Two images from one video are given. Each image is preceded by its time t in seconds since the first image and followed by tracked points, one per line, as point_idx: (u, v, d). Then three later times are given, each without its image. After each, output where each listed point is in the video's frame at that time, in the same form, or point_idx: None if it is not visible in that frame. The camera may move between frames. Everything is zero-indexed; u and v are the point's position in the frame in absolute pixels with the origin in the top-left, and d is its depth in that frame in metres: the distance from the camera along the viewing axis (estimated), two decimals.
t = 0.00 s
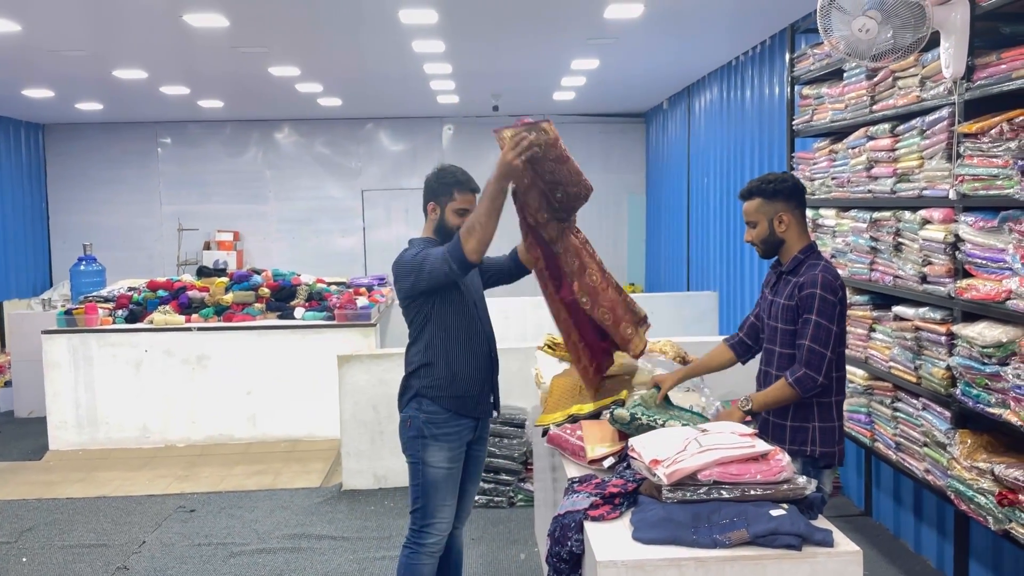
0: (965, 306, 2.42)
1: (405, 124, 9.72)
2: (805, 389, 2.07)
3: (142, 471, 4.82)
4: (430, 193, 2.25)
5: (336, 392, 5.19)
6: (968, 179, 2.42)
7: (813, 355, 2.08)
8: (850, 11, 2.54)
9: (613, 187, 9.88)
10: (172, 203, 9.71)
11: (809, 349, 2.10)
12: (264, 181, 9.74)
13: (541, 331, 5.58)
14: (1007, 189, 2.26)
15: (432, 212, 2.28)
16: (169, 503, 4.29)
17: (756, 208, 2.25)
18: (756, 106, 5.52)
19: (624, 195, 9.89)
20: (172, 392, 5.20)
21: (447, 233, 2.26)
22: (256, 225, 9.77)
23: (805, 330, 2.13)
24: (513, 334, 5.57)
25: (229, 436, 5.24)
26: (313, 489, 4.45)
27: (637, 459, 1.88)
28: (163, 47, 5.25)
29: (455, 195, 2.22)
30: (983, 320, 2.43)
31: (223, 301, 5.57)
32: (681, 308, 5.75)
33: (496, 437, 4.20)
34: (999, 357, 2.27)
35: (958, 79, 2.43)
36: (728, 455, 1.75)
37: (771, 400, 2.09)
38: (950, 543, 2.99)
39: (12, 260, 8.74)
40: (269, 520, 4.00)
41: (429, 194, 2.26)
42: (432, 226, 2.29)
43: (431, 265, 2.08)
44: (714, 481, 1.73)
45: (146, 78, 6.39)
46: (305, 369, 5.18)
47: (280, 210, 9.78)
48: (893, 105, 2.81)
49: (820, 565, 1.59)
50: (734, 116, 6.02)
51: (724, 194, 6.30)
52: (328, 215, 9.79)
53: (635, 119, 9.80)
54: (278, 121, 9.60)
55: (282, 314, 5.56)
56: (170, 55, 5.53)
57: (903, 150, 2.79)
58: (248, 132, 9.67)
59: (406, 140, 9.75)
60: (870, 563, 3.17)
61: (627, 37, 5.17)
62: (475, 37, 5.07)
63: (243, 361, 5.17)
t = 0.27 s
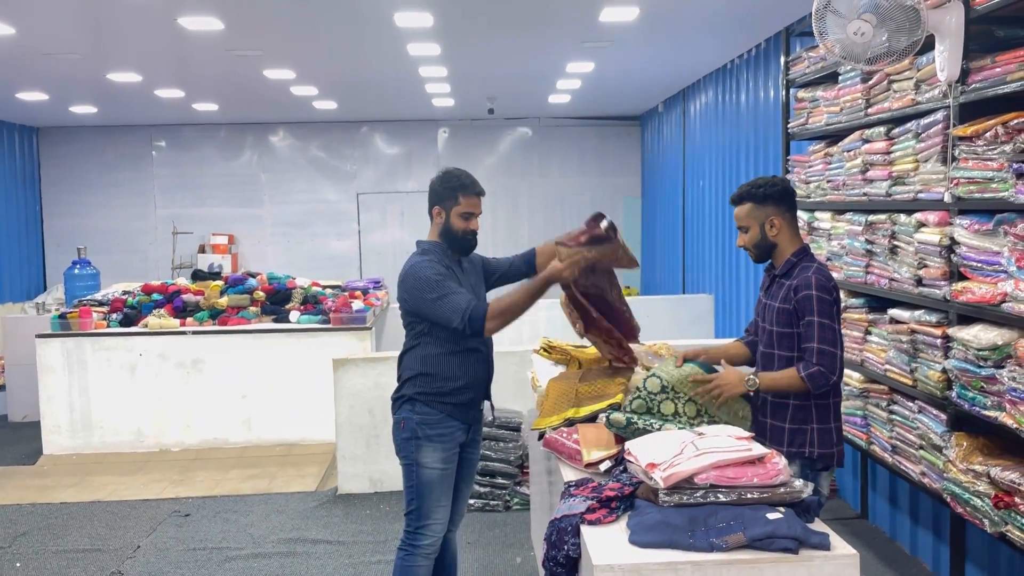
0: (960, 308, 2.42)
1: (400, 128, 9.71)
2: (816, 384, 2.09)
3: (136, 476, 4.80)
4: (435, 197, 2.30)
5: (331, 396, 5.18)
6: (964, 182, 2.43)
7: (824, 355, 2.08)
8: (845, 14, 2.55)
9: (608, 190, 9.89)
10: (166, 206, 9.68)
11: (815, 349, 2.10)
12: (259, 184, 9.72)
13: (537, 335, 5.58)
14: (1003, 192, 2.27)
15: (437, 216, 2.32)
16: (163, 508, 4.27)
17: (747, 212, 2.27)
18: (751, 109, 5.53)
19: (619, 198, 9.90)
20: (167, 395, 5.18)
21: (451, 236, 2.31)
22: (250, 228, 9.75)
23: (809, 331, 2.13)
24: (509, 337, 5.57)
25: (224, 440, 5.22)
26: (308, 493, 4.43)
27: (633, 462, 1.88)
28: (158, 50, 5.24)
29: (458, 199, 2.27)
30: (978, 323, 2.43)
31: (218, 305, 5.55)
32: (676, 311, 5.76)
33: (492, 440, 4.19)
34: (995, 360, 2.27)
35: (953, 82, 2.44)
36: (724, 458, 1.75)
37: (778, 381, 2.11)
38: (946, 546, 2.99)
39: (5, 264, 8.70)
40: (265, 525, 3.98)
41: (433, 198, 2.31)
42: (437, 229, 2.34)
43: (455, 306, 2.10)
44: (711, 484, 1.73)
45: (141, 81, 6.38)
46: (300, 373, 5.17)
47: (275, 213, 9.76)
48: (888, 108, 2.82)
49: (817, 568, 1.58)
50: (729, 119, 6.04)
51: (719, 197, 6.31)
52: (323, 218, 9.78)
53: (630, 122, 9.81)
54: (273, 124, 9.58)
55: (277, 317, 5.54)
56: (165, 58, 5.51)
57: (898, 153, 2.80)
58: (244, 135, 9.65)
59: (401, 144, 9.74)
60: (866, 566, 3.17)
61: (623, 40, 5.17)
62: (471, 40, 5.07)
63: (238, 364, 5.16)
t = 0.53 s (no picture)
0: (957, 312, 2.42)
1: (396, 132, 9.71)
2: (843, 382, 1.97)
3: (130, 481, 4.77)
4: (457, 206, 2.30)
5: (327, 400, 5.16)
6: (960, 185, 2.43)
7: (845, 354, 1.98)
8: (841, 18, 2.54)
9: (605, 193, 9.89)
10: (162, 210, 9.66)
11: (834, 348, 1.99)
12: (255, 188, 9.71)
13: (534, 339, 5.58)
14: (999, 196, 2.27)
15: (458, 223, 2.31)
16: (158, 513, 4.25)
17: (739, 218, 2.18)
18: (747, 113, 5.54)
19: (616, 201, 9.90)
20: (162, 400, 5.16)
21: (471, 244, 2.29)
22: (246, 232, 9.73)
23: (823, 331, 2.02)
24: (506, 341, 5.56)
25: (219, 444, 5.20)
26: (304, 498, 4.41)
27: (630, 467, 1.87)
28: (154, 54, 5.23)
29: (479, 208, 2.27)
30: (975, 327, 2.43)
31: (213, 309, 5.53)
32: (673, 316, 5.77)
33: (488, 445, 4.18)
34: (992, 364, 2.27)
35: (949, 86, 2.44)
36: (722, 463, 1.74)
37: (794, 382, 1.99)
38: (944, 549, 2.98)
39: None
40: (260, 530, 3.96)
41: (455, 206, 2.31)
42: (457, 236, 2.33)
43: (466, 335, 2.16)
44: (708, 489, 1.72)
45: (136, 85, 6.37)
46: (296, 377, 5.15)
47: (271, 217, 9.74)
48: (885, 112, 2.82)
49: (815, 574, 1.58)
50: (725, 123, 6.04)
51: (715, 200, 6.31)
52: (319, 223, 9.77)
53: (627, 126, 9.82)
54: (269, 128, 9.58)
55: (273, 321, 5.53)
56: (161, 62, 5.51)
57: (895, 156, 2.80)
58: (240, 139, 9.64)
59: (397, 148, 9.74)
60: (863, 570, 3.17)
61: (618, 44, 5.18)
62: (466, 43, 5.07)
63: (234, 368, 5.14)
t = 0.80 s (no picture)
0: (954, 317, 2.43)
1: (394, 137, 9.72)
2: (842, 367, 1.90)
3: (127, 487, 4.76)
4: (467, 211, 2.31)
5: (325, 405, 5.15)
6: (956, 191, 2.43)
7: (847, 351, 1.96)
8: (836, 24, 2.51)
9: (602, 198, 9.90)
10: (160, 215, 9.66)
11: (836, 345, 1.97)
12: (252, 193, 9.70)
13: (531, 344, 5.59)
14: (995, 201, 2.27)
15: (466, 229, 2.32)
16: (155, 519, 4.23)
17: (746, 220, 2.13)
18: (744, 118, 5.55)
19: (614, 206, 9.91)
20: (159, 406, 5.15)
21: (478, 250, 2.30)
22: (244, 237, 9.73)
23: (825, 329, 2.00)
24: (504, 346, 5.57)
25: (216, 450, 5.19)
26: (301, 504, 4.40)
27: (627, 472, 1.86)
28: (151, 59, 5.23)
29: (489, 214, 2.27)
30: (972, 331, 2.43)
31: (211, 315, 5.52)
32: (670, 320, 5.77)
33: (486, 450, 4.18)
34: (988, 369, 2.27)
35: (945, 91, 2.45)
36: (718, 468, 1.74)
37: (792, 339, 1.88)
38: (941, 553, 2.98)
39: None
40: (257, 536, 3.95)
41: (465, 210, 2.32)
42: (465, 241, 2.33)
43: (460, 346, 2.15)
44: (705, 494, 1.72)
45: (134, 90, 6.37)
46: (293, 382, 5.15)
47: (269, 222, 9.74)
48: (880, 117, 2.82)
49: None
50: (722, 128, 6.05)
51: (712, 205, 6.31)
52: (317, 228, 9.76)
53: (624, 131, 9.84)
54: (266, 133, 9.58)
55: (270, 327, 5.52)
56: (158, 68, 5.51)
57: (891, 161, 2.80)
58: (238, 144, 9.65)
59: (395, 152, 9.74)
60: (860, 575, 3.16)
61: (615, 49, 5.19)
62: (463, 48, 5.06)
63: (231, 374, 5.13)
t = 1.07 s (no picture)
0: (955, 322, 2.42)
1: (394, 142, 9.72)
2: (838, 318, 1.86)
3: (125, 493, 4.74)
4: (454, 214, 2.26)
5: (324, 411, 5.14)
6: (956, 195, 2.43)
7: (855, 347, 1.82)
8: (836, 29, 2.51)
9: (602, 203, 9.90)
10: (159, 221, 9.65)
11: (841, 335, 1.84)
12: (251, 199, 9.70)
13: (531, 349, 5.58)
14: (996, 206, 2.27)
15: (455, 232, 2.28)
16: (153, 526, 4.22)
17: (763, 218, 2.01)
18: (744, 122, 5.55)
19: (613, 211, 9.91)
20: (158, 412, 5.14)
21: (468, 253, 2.25)
22: (243, 243, 9.72)
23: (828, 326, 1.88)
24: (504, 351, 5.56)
25: (215, 456, 5.17)
26: (300, 510, 4.38)
27: (628, 479, 1.85)
28: (150, 65, 5.23)
29: (476, 215, 2.21)
30: (973, 337, 2.42)
31: (210, 320, 5.51)
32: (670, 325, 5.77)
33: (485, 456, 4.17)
34: (990, 374, 2.26)
35: (945, 96, 2.45)
36: (720, 475, 1.72)
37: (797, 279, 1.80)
38: (943, 560, 2.97)
39: None
40: (256, 543, 3.93)
41: (452, 214, 2.26)
42: (455, 245, 2.29)
43: (427, 355, 2.10)
44: (707, 501, 1.70)
45: (133, 96, 6.36)
46: (292, 388, 5.13)
47: (268, 227, 9.73)
48: (880, 122, 2.83)
49: None
50: (722, 133, 6.05)
51: (712, 209, 6.31)
52: (316, 233, 9.76)
53: (624, 136, 9.85)
54: (266, 138, 9.58)
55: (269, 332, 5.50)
56: (157, 73, 5.50)
57: (891, 166, 2.80)
58: (237, 149, 9.65)
59: (394, 157, 9.74)
60: None
61: (614, 54, 5.19)
62: (463, 53, 5.06)
63: (229, 380, 5.12)
